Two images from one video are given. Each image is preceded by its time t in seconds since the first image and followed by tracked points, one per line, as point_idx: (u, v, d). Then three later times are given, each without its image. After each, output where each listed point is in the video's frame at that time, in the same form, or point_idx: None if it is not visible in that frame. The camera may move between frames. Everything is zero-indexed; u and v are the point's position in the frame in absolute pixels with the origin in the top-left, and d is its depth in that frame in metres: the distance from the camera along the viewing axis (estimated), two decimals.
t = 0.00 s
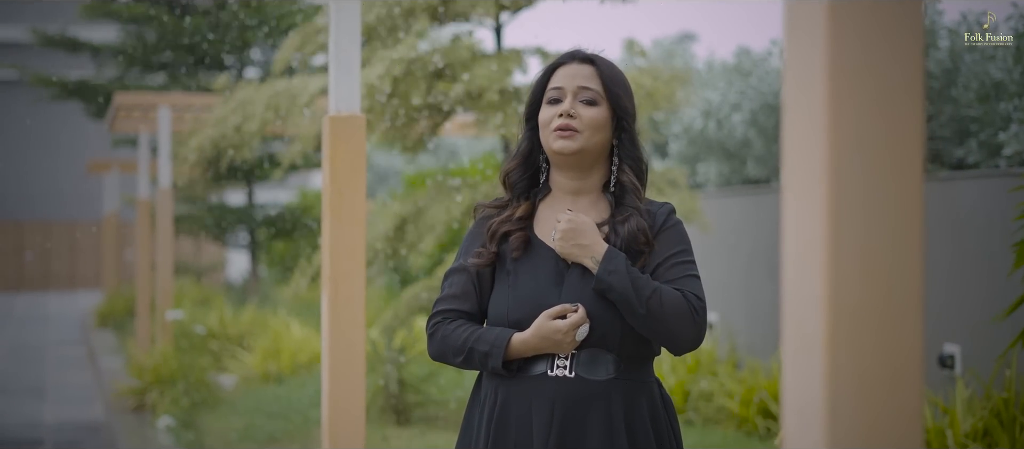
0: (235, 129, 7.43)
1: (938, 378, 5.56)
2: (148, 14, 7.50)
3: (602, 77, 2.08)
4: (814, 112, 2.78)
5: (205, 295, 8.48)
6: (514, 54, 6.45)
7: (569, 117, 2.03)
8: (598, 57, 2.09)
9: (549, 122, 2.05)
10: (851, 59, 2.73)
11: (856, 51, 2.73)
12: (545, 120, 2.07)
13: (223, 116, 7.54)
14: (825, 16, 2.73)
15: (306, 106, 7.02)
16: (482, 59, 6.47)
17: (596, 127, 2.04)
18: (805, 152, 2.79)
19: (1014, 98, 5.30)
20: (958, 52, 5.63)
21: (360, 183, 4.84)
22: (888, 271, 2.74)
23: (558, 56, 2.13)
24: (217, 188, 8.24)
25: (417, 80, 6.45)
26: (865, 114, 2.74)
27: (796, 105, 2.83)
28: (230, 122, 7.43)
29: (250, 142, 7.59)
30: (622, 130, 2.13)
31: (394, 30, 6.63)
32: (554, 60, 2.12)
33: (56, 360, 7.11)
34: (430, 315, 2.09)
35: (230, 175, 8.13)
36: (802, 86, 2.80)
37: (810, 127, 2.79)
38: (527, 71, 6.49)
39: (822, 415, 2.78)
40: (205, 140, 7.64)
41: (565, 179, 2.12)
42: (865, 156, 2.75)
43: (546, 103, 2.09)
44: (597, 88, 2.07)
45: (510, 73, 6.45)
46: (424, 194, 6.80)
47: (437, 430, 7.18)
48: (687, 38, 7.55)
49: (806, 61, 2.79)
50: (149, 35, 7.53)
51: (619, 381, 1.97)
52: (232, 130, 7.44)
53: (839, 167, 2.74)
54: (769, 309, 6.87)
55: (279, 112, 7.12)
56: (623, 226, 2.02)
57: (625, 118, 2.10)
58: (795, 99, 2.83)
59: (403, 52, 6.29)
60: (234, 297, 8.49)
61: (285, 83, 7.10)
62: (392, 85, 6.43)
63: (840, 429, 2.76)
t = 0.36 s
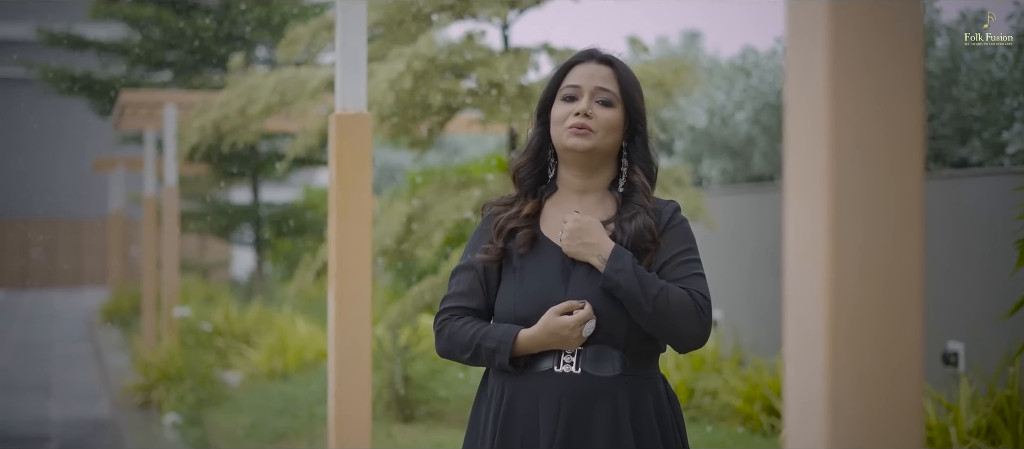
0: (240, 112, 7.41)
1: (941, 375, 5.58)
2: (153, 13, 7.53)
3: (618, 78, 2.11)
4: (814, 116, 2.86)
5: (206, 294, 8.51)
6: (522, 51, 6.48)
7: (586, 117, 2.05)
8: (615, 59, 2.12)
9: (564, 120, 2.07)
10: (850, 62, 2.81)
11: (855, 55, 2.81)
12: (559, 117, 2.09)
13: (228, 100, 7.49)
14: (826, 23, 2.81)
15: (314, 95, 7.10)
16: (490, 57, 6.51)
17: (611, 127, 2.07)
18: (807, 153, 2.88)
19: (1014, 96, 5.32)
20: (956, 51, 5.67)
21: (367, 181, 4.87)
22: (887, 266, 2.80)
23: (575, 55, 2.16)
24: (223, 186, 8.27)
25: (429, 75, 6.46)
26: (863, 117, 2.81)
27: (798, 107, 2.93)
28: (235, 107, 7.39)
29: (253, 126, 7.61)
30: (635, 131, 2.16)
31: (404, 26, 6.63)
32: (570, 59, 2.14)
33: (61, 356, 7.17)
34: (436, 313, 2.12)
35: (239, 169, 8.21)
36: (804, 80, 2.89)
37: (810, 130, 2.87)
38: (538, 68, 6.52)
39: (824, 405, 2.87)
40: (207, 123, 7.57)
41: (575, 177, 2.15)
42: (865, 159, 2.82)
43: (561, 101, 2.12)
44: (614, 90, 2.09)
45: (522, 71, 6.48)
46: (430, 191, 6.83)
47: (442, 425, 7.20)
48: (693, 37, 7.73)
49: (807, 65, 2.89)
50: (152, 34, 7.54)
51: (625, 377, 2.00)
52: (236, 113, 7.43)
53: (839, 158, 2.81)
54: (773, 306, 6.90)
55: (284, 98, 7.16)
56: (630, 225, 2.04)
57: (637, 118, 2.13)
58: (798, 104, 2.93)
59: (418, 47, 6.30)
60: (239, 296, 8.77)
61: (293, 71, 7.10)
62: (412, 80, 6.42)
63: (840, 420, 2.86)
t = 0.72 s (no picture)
0: (248, 113, 7.49)
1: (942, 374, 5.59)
2: (159, 16, 7.61)
3: (628, 81, 2.13)
4: (816, 115, 2.81)
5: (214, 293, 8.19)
6: (530, 55, 6.55)
7: (596, 117, 2.07)
8: (626, 62, 2.15)
9: (574, 120, 2.09)
10: (851, 62, 2.77)
11: (855, 55, 2.77)
12: (569, 118, 2.10)
13: (236, 101, 7.50)
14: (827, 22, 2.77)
15: (324, 96, 7.15)
16: (497, 59, 6.55)
17: (620, 130, 2.09)
18: (809, 152, 2.83)
19: (1018, 94, 5.34)
20: (959, 51, 5.67)
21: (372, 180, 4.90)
22: (888, 266, 2.76)
23: (584, 56, 2.18)
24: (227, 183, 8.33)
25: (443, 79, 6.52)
26: (865, 116, 2.77)
27: (800, 107, 2.88)
28: (244, 107, 7.45)
29: (266, 131, 7.71)
30: (643, 134, 2.19)
31: (411, 26, 6.61)
32: (580, 60, 2.17)
33: (66, 355, 7.26)
34: (444, 315, 2.14)
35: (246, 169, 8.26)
36: (807, 80, 2.84)
37: (812, 129, 2.82)
38: (544, 71, 6.55)
39: (825, 404, 2.83)
40: (216, 124, 7.57)
41: (582, 178, 2.16)
42: (867, 158, 2.77)
43: (571, 101, 2.14)
44: (624, 92, 2.12)
45: (531, 74, 6.53)
46: (435, 190, 6.83)
47: (447, 425, 7.22)
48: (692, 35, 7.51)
49: (809, 63, 2.84)
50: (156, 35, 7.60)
51: (630, 377, 2.02)
52: (245, 114, 7.50)
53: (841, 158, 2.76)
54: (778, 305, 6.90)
55: (294, 99, 7.20)
56: (638, 226, 2.07)
57: (644, 120, 2.17)
58: (800, 103, 2.88)
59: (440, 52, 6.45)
60: (244, 294, 8.34)
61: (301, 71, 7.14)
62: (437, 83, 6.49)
63: (842, 419, 2.82)
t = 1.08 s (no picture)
0: (256, 121, 7.61)
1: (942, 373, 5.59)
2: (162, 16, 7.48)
3: (633, 81, 2.14)
4: (815, 114, 2.80)
5: (219, 291, 8.25)
6: (531, 53, 6.56)
7: (602, 118, 2.08)
8: (630, 62, 2.15)
9: (580, 121, 2.10)
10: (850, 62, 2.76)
11: (854, 55, 2.76)
12: (575, 118, 2.11)
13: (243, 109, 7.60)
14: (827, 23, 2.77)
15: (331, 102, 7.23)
16: (498, 57, 6.57)
17: (626, 131, 2.10)
18: (808, 151, 2.82)
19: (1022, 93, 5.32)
20: (963, 51, 5.64)
21: (374, 180, 4.90)
22: (888, 265, 2.75)
23: (588, 55, 2.18)
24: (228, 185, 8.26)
25: (444, 79, 6.50)
26: (864, 116, 2.76)
27: (800, 106, 2.87)
28: (251, 114, 7.57)
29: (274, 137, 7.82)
30: (647, 132, 2.20)
31: (412, 25, 6.67)
32: (583, 59, 2.17)
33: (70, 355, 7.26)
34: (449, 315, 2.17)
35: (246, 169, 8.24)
36: (807, 79, 2.84)
37: (811, 128, 2.81)
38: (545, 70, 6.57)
39: (824, 404, 2.82)
40: (227, 133, 7.75)
41: (586, 176, 2.17)
42: (866, 156, 2.76)
43: (576, 100, 2.14)
44: (629, 93, 2.13)
45: (527, 71, 6.52)
46: (438, 190, 6.84)
47: (450, 423, 7.22)
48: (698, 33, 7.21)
49: (809, 62, 2.83)
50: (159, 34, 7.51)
51: (632, 374, 2.03)
52: (253, 122, 7.61)
53: (841, 158, 2.75)
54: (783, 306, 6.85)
55: (302, 104, 7.28)
56: (645, 221, 2.07)
57: (648, 119, 2.18)
58: (799, 101, 2.86)
59: (435, 51, 6.40)
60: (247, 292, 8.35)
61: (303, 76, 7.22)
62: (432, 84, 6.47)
63: (841, 418, 2.80)
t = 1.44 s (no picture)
0: (258, 120, 7.50)
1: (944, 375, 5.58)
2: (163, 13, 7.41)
3: (647, 90, 2.14)
4: (822, 116, 2.88)
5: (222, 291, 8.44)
6: (534, 51, 6.65)
7: (618, 130, 2.09)
8: (644, 69, 2.14)
9: (594, 129, 2.10)
10: (856, 66, 2.85)
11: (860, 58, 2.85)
12: (589, 125, 2.10)
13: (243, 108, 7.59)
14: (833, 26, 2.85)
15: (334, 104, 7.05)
16: (498, 55, 6.64)
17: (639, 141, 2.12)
18: (814, 152, 2.90)
19: None
20: (968, 50, 5.64)
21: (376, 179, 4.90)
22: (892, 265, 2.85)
23: (602, 56, 2.14)
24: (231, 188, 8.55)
25: (439, 76, 6.61)
26: (869, 118, 2.85)
27: (805, 108, 2.95)
28: (252, 113, 7.52)
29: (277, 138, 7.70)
30: (656, 136, 2.22)
31: (413, 25, 6.69)
32: (598, 63, 2.12)
33: (71, 354, 7.25)
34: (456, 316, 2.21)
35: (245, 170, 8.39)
36: (814, 80, 2.92)
37: (817, 129, 2.90)
38: (548, 68, 6.66)
39: (830, 402, 2.90)
40: (229, 132, 7.71)
41: (591, 178, 2.18)
42: (871, 157, 2.85)
43: (589, 106, 2.12)
44: (642, 102, 2.13)
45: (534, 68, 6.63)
46: (439, 188, 6.85)
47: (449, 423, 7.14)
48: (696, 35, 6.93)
49: (815, 64, 2.91)
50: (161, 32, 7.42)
51: (635, 372, 2.03)
52: (255, 121, 7.50)
53: (847, 159, 2.84)
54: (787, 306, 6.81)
55: (306, 105, 7.11)
56: (653, 217, 2.07)
57: (656, 123, 2.20)
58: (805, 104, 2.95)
59: (430, 50, 6.46)
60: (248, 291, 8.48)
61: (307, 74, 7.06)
62: (423, 84, 6.55)
63: (847, 413, 2.89)
